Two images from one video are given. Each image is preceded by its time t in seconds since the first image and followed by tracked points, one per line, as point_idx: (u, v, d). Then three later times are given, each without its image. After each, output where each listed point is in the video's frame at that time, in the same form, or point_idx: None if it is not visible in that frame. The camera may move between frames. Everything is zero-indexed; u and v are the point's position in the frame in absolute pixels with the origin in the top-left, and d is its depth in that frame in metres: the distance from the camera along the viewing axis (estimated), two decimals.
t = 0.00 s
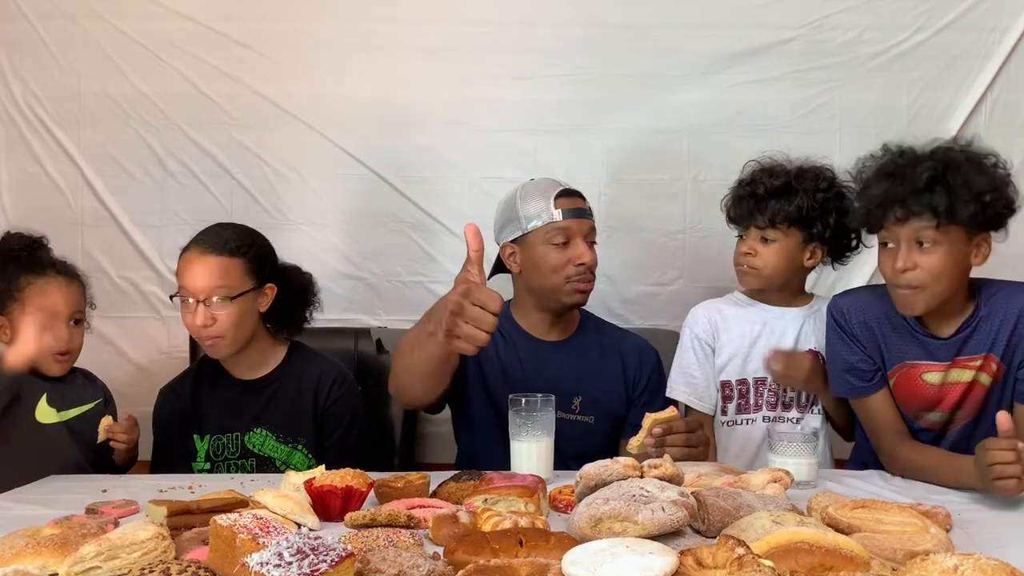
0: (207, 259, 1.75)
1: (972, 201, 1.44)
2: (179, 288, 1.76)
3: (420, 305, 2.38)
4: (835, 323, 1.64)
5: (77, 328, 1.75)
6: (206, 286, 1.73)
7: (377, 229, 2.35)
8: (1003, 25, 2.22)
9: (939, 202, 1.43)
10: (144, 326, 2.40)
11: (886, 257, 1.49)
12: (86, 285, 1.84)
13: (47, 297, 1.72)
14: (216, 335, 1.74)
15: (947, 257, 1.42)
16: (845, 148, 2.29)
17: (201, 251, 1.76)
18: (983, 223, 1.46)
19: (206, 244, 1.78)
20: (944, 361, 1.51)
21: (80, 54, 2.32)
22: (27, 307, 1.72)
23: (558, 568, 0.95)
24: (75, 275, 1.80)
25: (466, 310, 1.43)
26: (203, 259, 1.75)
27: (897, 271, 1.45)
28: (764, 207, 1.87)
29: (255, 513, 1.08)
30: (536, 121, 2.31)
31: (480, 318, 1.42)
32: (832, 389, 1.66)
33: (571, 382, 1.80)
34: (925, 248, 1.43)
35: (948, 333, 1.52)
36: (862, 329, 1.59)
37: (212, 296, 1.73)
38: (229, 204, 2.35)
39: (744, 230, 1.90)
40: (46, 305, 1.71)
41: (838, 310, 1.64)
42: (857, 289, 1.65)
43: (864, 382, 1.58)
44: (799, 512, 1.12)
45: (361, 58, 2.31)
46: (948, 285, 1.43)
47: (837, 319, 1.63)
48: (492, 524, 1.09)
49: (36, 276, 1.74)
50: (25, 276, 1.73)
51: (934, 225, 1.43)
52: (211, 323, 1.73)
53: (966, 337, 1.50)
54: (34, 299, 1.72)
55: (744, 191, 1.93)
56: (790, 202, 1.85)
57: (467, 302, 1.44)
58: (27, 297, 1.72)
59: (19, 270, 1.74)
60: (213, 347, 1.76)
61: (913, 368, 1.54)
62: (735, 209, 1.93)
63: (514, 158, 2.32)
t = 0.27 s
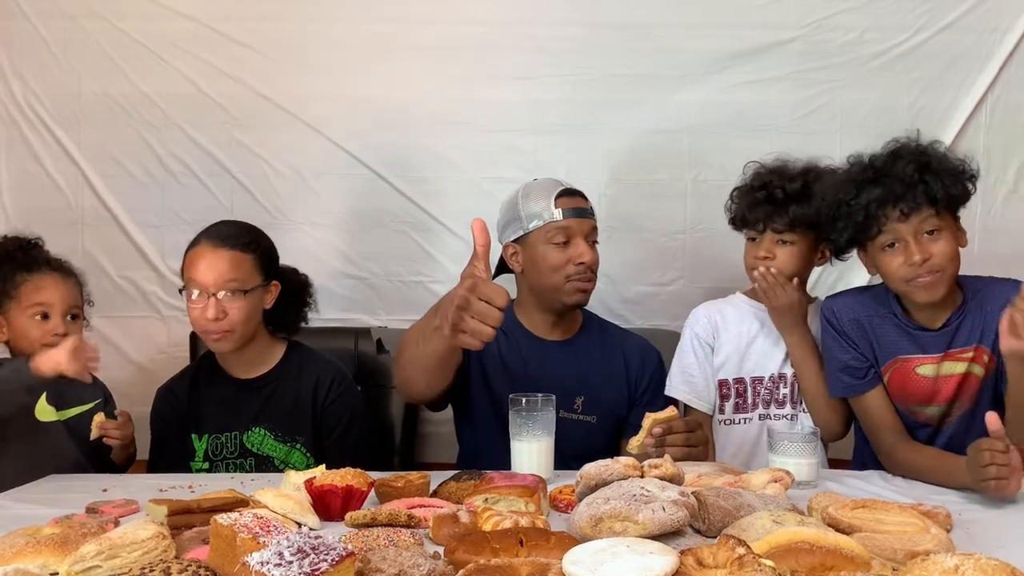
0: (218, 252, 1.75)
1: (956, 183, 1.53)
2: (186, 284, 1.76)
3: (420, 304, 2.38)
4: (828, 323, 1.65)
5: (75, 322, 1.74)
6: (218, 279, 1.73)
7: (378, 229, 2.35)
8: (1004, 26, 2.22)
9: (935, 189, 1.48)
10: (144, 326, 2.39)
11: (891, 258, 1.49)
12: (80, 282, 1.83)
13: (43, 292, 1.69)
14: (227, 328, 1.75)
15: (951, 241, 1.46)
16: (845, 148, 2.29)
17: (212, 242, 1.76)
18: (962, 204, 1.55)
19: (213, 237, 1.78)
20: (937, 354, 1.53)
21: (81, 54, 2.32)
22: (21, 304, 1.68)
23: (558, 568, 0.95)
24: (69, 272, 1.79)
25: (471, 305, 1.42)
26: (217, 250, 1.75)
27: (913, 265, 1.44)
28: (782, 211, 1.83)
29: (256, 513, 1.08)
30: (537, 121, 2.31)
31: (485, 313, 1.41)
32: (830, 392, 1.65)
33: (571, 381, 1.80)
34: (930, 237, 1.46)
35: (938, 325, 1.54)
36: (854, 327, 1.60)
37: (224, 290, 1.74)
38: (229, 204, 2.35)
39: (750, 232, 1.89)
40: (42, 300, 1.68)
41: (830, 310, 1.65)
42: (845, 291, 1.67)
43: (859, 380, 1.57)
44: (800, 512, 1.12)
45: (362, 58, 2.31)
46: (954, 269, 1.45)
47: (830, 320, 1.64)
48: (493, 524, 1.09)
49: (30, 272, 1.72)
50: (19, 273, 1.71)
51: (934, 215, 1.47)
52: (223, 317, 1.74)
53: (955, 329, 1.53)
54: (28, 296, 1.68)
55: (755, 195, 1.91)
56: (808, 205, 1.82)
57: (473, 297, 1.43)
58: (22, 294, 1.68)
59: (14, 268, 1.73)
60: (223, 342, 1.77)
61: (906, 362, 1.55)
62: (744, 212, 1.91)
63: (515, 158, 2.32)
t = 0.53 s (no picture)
0: (229, 247, 1.76)
1: (950, 188, 1.51)
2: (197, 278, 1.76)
3: (422, 304, 2.38)
4: (823, 327, 1.64)
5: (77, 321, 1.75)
6: (230, 272, 1.74)
7: (379, 229, 2.35)
8: (1004, 25, 2.22)
9: (929, 197, 1.47)
10: (145, 325, 2.39)
11: (885, 265, 1.48)
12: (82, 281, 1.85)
13: (43, 292, 1.71)
14: (234, 324, 1.75)
15: (946, 248, 1.45)
16: (847, 148, 2.29)
17: (224, 237, 1.77)
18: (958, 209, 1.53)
19: (225, 233, 1.78)
20: (933, 358, 1.53)
21: (83, 54, 2.32)
22: (22, 304, 1.70)
23: (560, 567, 0.95)
24: (71, 270, 1.81)
25: (478, 307, 1.42)
26: (229, 244, 1.76)
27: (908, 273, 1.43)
28: (790, 206, 1.84)
29: (258, 512, 1.08)
30: (538, 121, 2.31)
31: (493, 314, 1.41)
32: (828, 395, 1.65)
33: (575, 381, 1.80)
34: (926, 244, 1.45)
35: (930, 330, 1.55)
36: (850, 331, 1.60)
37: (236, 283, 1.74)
38: (231, 204, 2.35)
39: (756, 227, 1.89)
40: (43, 299, 1.70)
41: (825, 314, 1.64)
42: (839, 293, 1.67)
43: (857, 382, 1.56)
44: (802, 512, 1.11)
45: (363, 58, 2.31)
46: (949, 275, 1.45)
47: (825, 323, 1.64)
48: (495, 523, 1.10)
49: (30, 272, 1.73)
50: (21, 274, 1.73)
51: (928, 222, 1.46)
52: (234, 310, 1.74)
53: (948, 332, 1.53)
54: (29, 296, 1.70)
55: (763, 191, 1.90)
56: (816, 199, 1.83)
57: (479, 299, 1.43)
58: (22, 294, 1.70)
59: (15, 269, 1.74)
60: (233, 337, 1.76)
61: (903, 365, 1.55)
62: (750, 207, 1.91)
63: (516, 158, 2.32)
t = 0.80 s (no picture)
0: (241, 247, 1.76)
1: (943, 197, 1.47)
2: (206, 275, 1.76)
3: (423, 304, 2.38)
4: (820, 332, 1.63)
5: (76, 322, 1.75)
6: (241, 271, 1.74)
7: (380, 229, 2.35)
8: (1004, 25, 2.22)
9: (919, 205, 1.43)
10: (147, 325, 2.39)
11: (878, 277, 1.45)
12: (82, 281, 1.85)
13: (42, 292, 1.71)
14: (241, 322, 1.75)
15: (939, 257, 1.42)
16: (848, 148, 2.29)
17: (235, 236, 1.77)
18: (954, 215, 1.48)
19: (236, 232, 1.79)
20: (926, 365, 1.52)
21: (84, 53, 2.32)
22: (22, 304, 1.70)
23: (561, 566, 0.95)
24: (71, 270, 1.81)
25: (473, 319, 1.42)
26: (240, 242, 1.76)
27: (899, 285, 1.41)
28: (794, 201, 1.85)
29: (259, 512, 1.08)
30: (539, 121, 2.31)
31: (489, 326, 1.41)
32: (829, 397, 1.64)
33: (578, 381, 1.80)
34: (918, 254, 1.42)
35: (925, 337, 1.52)
36: (847, 336, 1.58)
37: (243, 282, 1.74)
38: (232, 204, 2.35)
39: (757, 222, 1.89)
40: (41, 300, 1.70)
41: (821, 320, 1.63)
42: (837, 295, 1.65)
43: (856, 388, 1.55)
44: (803, 512, 1.11)
45: (363, 58, 2.31)
46: (942, 285, 1.42)
47: (822, 327, 1.63)
48: (496, 523, 1.10)
49: (30, 273, 1.74)
50: (20, 274, 1.73)
51: (920, 231, 1.42)
52: (242, 308, 1.74)
53: (942, 339, 1.50)
54: (28, 297, 1.70)
55: (766, 183, 1.92)
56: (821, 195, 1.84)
57: (475, 312, 1.42)
58: (22, 294, 1.70)
59: (14, 269, 1.74)
60: (240, 334, 1.76)
61: (901, 371, 1.54)
62: (751, 200, 1.91)
63: (517, 158, 2.32)
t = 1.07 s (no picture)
0: (241, 245, 1.75)
1: (946, 201, 1.47)
2: (209, 272, 1.75)
3: (422, 304, 2.38)
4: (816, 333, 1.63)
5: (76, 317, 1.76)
6: (241, 268, 1.73)
7: (380, 228, 2.35)
8: (1005, 24, 2.22)
9: (924, 208, 1.42)
10: (147, 325, 2.39)
11: (878, 277, 1.44)
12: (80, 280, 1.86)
13: (41, 288, 1.72)
14: (243, 319, 1.75)
15: (940, 260, 1.42)
16: (848, 147, 2.29)
17: (236, 235, 1.77)
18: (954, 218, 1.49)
19: (237, 230, 1.78)
20: (919, 368, 1.52)
21: (84, 53, 2.33)
22: (21, 301, 1.71)
23: (561, 566, 0.95)
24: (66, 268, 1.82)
25: (474, 330, 1.42)
26: (241, 241, 1.76)
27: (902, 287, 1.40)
28: (784, 206, 1.85)
29: (259, 512, 1.08)
30: (539, 120, 2.31)
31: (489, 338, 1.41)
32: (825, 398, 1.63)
33: (580, 381, 1.80)
34: (920, 257, 1.41)
35: (918, 339, 1.52)
36: (841, 337, 1.58)
37: (246, 279, 1.73)
38: (232, 204, 2.35)
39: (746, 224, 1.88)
40: (40, 296, 1.71)
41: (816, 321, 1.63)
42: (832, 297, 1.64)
43: (851, 389, 1.54)
44: (803, 511, 1.11)
45: (363, 58, 2.31)
46: (941, 288, 1.42)
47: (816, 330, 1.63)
48: (496, 523, 1.10)
49: (26, 271, 1.74)
50: (17, 273, 1.74)
51: (924, 234, 1.41)
52: (245, 305, 1.74)
53: (936, 341, 1.50)
54: (26, 294, 1.71)
55: (758, 189, 1.91)
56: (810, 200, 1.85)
57: (476, 322, 1.43)
58: (19, 291, 1.71)
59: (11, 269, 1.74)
60: (244, 332, 1.77)
61: (894, 372, 1.54)
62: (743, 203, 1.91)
63: (518, 158, 2.32)
